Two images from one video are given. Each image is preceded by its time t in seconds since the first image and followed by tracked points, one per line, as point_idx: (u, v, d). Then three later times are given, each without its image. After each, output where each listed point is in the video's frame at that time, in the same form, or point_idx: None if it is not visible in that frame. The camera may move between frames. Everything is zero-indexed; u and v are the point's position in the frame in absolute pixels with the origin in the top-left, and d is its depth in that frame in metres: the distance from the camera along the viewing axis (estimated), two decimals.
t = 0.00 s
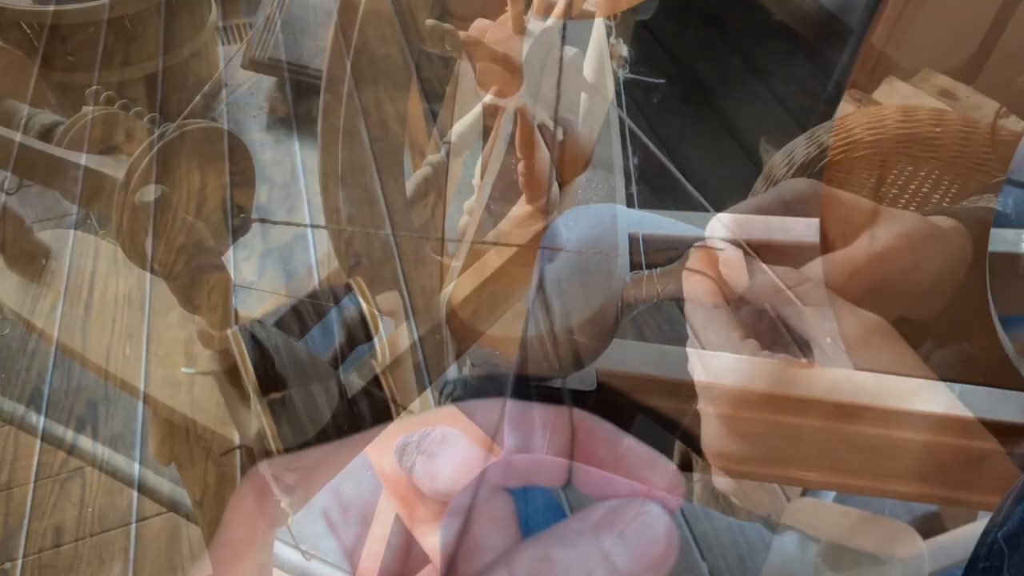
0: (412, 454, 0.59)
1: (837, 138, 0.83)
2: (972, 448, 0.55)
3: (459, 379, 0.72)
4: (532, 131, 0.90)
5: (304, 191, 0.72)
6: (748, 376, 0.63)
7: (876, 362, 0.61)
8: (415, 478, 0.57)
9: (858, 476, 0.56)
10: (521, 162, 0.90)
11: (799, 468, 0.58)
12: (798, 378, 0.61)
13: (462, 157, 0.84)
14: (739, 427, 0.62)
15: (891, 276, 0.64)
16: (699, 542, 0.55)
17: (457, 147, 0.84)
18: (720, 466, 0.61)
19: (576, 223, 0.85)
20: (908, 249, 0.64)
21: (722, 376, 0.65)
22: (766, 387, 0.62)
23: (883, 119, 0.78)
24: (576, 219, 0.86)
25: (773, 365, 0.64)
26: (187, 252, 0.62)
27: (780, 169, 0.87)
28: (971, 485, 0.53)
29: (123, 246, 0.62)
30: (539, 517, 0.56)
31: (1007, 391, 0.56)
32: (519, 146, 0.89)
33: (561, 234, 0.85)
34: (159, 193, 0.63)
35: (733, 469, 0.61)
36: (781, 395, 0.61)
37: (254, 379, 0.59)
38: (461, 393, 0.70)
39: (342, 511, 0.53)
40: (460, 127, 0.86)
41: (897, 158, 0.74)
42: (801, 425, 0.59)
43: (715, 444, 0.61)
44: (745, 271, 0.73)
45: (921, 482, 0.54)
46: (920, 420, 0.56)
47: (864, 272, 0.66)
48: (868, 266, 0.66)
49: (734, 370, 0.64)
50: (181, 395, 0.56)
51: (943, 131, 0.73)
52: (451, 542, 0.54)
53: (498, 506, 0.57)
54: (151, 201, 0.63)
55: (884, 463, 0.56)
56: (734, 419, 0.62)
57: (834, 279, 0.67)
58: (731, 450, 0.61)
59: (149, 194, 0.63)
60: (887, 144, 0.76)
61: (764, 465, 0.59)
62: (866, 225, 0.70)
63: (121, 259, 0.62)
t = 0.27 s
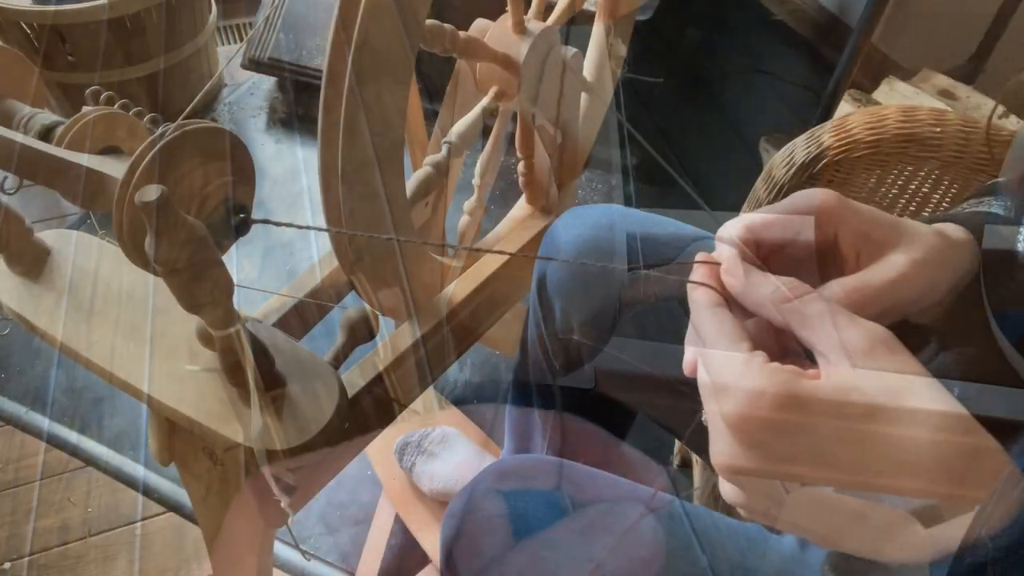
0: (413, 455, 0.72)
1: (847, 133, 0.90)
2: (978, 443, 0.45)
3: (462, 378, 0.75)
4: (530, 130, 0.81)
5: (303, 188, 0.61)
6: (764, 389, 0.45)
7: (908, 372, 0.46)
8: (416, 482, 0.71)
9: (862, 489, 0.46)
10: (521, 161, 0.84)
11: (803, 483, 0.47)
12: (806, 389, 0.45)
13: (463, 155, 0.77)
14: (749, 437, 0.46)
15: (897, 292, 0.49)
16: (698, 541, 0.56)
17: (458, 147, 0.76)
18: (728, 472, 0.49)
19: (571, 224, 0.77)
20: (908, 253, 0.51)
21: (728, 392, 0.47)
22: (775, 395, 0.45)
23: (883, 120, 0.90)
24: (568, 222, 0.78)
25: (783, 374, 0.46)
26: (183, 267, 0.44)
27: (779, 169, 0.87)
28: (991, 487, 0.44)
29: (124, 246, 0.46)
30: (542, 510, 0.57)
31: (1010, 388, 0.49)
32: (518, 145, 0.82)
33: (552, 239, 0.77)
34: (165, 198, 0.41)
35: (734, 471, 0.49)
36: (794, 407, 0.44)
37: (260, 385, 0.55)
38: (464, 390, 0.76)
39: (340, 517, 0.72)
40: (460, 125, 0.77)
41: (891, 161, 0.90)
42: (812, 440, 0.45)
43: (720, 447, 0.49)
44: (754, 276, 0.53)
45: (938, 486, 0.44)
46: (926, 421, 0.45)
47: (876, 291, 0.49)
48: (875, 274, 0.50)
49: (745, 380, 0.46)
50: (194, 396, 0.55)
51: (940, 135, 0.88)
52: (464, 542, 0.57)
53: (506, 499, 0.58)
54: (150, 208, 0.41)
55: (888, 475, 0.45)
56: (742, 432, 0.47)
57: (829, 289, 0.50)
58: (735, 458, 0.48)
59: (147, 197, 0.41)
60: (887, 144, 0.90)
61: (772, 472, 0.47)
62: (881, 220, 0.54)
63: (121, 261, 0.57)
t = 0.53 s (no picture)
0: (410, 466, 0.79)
1: (847, 133, 0.88)
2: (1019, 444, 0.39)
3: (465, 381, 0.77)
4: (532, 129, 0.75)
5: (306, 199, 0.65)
6: (800, 402, 0.38)
7: (956, 383, 0.40)
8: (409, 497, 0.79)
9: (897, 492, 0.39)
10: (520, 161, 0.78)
11: (836, 498, 0.40)
12: (844, 401, 0.38)
13: (461, 156, 0.69)
14: (782, 449, 0.39)
15: (928, 302, 0.50)
16: (700, 542, 0.54)
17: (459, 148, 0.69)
18: (755, 486, 0.42)
19: (573, 223, 0.69)
20: (938, 261, 0.51)
21: (758, 405, 0.40)
22: (811, 407, 0.38)
23: (883, 120, 0.89)
24: (571, 221, 0.69)
25: (819, 383, 0.39)
26: (185, 267, 0.44)
27: (778, 170, 0.88)
28: None
29: (125, 246, 0.46)
30: (540, 513, 0.56)
31: None
32: (518, 146, 0.76)
33: (555, 239, 0.68)
34: (164, 198, 0.40)
35: (762, 485, 0.42)
36: (833, 420, 0.38)
37: (259, 387, 0.51)
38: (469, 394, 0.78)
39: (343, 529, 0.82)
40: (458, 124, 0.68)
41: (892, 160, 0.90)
42: (848, 453, 0.39)
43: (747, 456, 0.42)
44: (782, 275, 0.45)
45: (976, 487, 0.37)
46: (971, 427, 0.38)
47: (907, 301, 0.50)
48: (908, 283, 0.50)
49: (779, 393, 0.39)
50: (193, 392, 0.53)
51: (940, 135, 0.88)
52: (466, 545, 0.57)
53: (502, 502, 0.57)
54: (149, 208, 0.40)
55: (926, 474, 0.38)
56: (773, 447, 0.40)
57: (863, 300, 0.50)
58: (764, 471, 0.41)
59: (146, 197, 0.40)
60: (888, 144, 0.88)
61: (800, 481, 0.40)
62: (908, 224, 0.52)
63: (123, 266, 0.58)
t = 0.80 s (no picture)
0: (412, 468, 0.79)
1: (847, 133, 0.88)
2: (970, 444, 0.38)
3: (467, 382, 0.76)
4: (532, 129, 0.75)
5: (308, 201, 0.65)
6: (759, 415, 0.38)
7: (909, 387, 0.39)
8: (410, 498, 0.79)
9: (858, 498, 0.38)
10: (520, 162, 0.78)
11: (802, 508, 0.39)
12: (801, 414, 0.38)
13: (461, 156, 0.69)
14: (746, 464, 0.39)
15: (906, 309, 0.51)
16: (701, 541, 0.54)
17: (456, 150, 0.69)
18: (725, 500, 0.41)
19: (573, 223, 0.69)
20: (915, 267, 0.51)
21: (721, 419, 0.40)
22: (770, 421, 0.38)
23: (883, 120, 0.89)
24: (572, 221, 0.69)
25: (778, 399, 0.38)
26: (185, 268, 0.44)
27: (779, 170, 0.88)
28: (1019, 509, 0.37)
29: (125, 247, 0.46)
30: (541, 513, 0.55)
31: None
32: (518, 146, 0.76)
33: (555, 240, 0.68)
34: (165, 198, 0.40)
35: (732, 501, 0.41)
36: (792, 431, 0.37)
37: (259, 388, 0.51)
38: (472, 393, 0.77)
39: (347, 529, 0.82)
40: (458, 124, 0.68)
41: (893, 160, 0.90)
42: (807, 463, 0.38)
43: (715, 471, 0.41)
44: (744, 285, 0.47)
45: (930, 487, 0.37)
46: (922, 429, 0.37)
47: (883, 310, 0.50)
48: (885, 292, 0.51)
49: (739, 407, 0.39)
50: (193, 392, 0.53)
51: (941, 135, 0.88)
52: (465, 545, 0.56)
53: (502, 502, 0.57)
54: (149, 208, 0.40)
55: (882, 478, 0.37)
56: (738, 461, 0.39)
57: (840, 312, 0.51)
58: (732, 485, 0.40)
59: (146, 198, 0.40)
60: (888, 144, 0.88)
61: (765, 492, 0.39)
62: (884, 230, 0.52)
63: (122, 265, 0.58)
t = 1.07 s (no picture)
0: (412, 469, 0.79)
1: (847, 132, 0.88)
2: (968, 440, 0.37)
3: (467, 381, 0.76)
4: (532, 129, 0.75)
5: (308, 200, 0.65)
6: (756, 412, 0.39)
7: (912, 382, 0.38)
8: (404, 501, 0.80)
9: (852, 493, 0.38)
10: (520, 162, 0.78)
11: (798, 502, 0.40)
12: (798, 412, 0.38)
13: (461, 156, 0.69)
14: (741, 460, 0.40)
15: (900, 308, 0.51)
16: (703, 542, 0.53)
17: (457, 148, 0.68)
18: (721, 493, 0.42)
19: (573, 223, 0.69)
20: (911, 268, 0.52)
21: (718, 415, 0.40)
22: (766, 418, 0.38)
23: (883, 120, 0.89)
24: (572, 221, 0.69)
25: (774, 396, 0.39)
26: (185, 267, 0.44)
27: (779, 170, 0.88)
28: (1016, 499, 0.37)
29: (125, 247, 0.46)
30: (541, 513, 0.55)
31: None
32: (518, 146, 0.76)
33: (555, 240, 0.68)
34: (165, 198, 0.40)
35: (729, 494, 0.42)
36: (787, 428, 0.38)
37: (258, 387, 0.51)
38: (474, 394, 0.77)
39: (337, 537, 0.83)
40: (458, 124, 0.68)
41: (892, 160, 0.90)
42: (802, 460, 0.38)
43: (712, 466, 0.42)
44: (748, 272, 0.46)
45: (925, 484, 0.37)
46: (919, 425, 0.37)
47: (876, 309, 0.51)
48: (882, 293, 0.51)
49: (735, 404, 0.40)
50: (193, 392, 0.53)
51: (940, 135, 0.88)
52: (465, 545, 0.56)
53: (502, 501, 0.57)
54: (149, 208, 0.40)
55: (877, 475, 0.37)
56: (734, 457, 0.40)
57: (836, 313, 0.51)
58: (728, 480, 0.41)
59: (146, 198, 0.40)
60: (888, 144, 0.88)
61: (761, 484, 0.40)
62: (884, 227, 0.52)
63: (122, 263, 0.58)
